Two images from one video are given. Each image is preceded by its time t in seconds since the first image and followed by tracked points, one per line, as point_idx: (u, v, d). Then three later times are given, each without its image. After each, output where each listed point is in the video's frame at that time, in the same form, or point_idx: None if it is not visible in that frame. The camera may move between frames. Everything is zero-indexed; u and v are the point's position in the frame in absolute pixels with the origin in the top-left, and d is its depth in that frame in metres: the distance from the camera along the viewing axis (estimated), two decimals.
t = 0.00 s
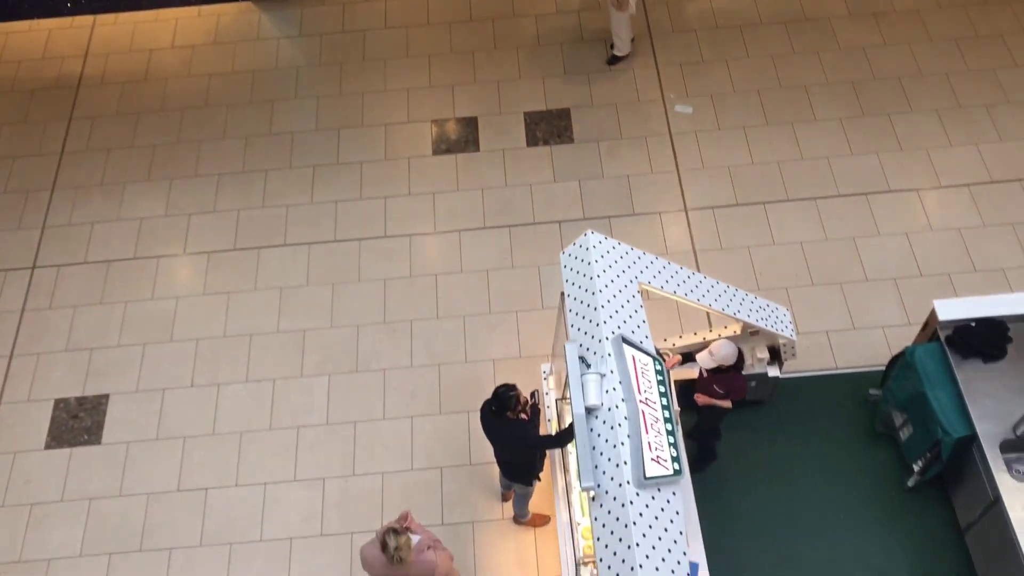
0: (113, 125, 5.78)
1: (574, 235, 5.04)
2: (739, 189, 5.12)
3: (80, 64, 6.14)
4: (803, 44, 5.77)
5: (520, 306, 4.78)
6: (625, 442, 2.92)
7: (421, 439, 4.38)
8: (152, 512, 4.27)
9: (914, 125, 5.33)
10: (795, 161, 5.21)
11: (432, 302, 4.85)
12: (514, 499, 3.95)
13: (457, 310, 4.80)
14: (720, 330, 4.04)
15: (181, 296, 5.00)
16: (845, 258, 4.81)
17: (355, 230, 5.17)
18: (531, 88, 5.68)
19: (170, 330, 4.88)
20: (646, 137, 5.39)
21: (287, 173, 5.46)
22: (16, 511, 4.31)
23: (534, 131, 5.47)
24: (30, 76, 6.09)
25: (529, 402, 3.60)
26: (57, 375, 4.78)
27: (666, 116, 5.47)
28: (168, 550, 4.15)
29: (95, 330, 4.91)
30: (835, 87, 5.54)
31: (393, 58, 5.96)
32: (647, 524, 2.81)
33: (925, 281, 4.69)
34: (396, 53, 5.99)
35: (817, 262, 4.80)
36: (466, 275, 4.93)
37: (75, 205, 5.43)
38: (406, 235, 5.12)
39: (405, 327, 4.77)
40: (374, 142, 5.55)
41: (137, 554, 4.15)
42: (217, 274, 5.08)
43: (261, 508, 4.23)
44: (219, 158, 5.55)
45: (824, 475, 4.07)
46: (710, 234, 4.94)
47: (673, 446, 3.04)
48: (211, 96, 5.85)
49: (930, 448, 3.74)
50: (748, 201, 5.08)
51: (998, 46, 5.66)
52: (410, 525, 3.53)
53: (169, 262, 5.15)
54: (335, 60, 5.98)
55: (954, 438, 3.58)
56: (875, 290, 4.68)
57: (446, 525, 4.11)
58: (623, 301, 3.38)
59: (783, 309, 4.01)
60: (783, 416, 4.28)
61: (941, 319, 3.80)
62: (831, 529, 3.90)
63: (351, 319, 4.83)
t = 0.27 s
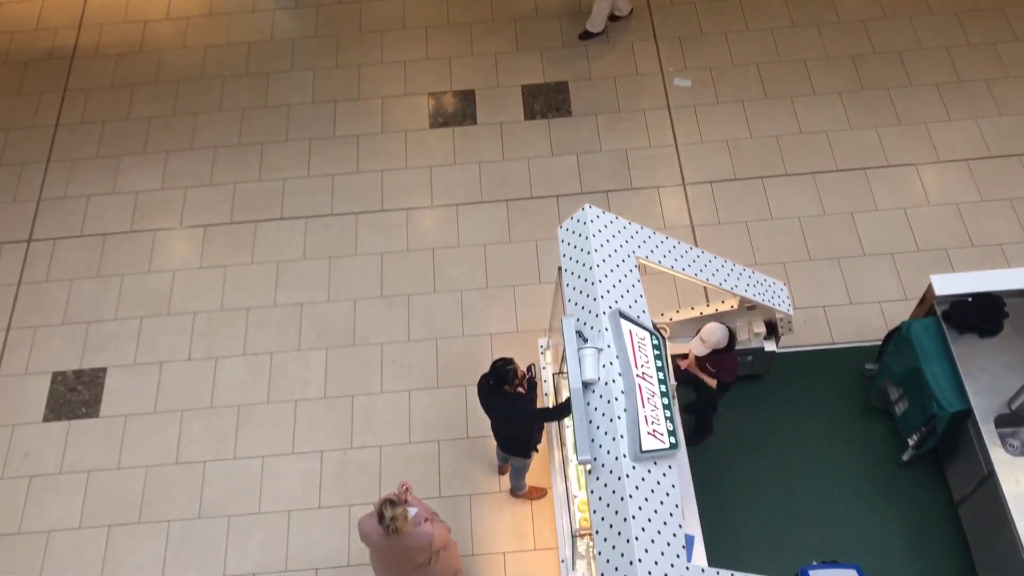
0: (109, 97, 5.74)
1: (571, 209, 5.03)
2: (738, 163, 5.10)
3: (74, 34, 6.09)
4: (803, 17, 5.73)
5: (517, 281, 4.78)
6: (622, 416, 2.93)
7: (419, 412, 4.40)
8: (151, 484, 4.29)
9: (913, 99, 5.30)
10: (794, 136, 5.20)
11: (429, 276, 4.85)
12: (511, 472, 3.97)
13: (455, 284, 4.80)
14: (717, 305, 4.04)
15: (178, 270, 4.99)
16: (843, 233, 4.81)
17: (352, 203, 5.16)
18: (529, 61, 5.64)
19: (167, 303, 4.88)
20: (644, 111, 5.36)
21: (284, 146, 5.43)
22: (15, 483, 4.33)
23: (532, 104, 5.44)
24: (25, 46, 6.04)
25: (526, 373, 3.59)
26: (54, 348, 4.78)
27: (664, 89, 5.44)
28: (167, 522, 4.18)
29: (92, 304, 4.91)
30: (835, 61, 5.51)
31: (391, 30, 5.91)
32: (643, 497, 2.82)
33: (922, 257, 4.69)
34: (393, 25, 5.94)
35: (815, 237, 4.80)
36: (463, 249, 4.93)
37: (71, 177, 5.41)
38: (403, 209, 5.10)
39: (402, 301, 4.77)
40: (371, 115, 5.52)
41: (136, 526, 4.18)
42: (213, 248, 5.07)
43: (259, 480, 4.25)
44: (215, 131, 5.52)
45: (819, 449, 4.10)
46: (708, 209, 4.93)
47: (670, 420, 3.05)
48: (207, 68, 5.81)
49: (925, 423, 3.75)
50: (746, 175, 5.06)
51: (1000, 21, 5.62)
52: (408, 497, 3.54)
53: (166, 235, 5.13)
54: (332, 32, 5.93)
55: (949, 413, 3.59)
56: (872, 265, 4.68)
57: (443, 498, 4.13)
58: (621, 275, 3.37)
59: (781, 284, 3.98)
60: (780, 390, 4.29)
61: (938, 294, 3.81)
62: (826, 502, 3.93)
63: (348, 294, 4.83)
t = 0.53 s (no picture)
0: (110, 74, 5.72)
1: (573, 190, 5.02)
2: (740, 147, 5.09)
3: (76, 10, 6.06)
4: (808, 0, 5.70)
5: (517, 262, 4.78)
6: (620, 398, 2.94)
7: (418, 392, 4.41)
8: (150, 460, 4.31)
9: (917, 85, 5.28)
10: (797, 120, 5.18)
11: (430, 256, 4.85)
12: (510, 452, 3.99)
13: (455, 265, 4.80)
14: (719, 288, 4.04)
15: (179, 248, 4.99)
16: (844, 218, 4.80)
17: (354, 183, 5.15)
18: (532, 42, 5.61)
19: (168, 281, 4.88)
20: (648, 94, 5.34)
21: (286, 125, 5.41)
22: (16, 458, 4.35)
23: (534, 86, 5.42)
24: (26, 21, 6.01)
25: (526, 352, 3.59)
26: (55, 324, 4.79)
27: (668, 72, 5.42)
28: (167, 499, 4.19)
29: (93, 281, 4.91)
30: (839, 45, 5.48)
31: (394, 9, 5.87)
32: (641, 479, 2.83)
33: (923, 243, 4.68)
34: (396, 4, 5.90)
35: (815, 222, 4.80)
36: (465, 230, 4.92)
37: (72, 153, 5.40)
38: (405, 189, 5.10)
39: (403, 282, 4.78)
40: (373, 94, 5.50)
41: (136, 502, 4.20)
42: (214, 226, 5.06)
43: (259, 458, 4.27)
44: (217, 109, 5.50)
45: (817, 433, 4.11)
46: (709, 192, 4.93)
47: (668, 403, 3.06)
48: (209, 45, 5.78)
49: (923, 408, 3.76)
50: (748, 159, 5.05)
51: (1005, 6, 5.60)
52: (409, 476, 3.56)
53: (166, 213, 5.13)
54: (335, 10, 5.90)
55: (947, 399, 3.60)
56: (873, 251, 4.68)
57: (442, 477, 4.15)
58: (622, 258, 3.38)
59: (781, 268, 3.99)
60: (779, 374, 4.31)
61: (938, 280, 3.81)
62: (823, 486, 3.95)
63: (349, 273, 4.83)
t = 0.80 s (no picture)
0: (120, 58, 5.72)
1: (581, 181, 5.01)
2: (750, 139, 5.08)
3: None
4: None
5: (525, 252, 4.78)
6: (626, 389, 2.94)
7: (424, 380, 4.42)
8: (156, 444, 4.33)
9: (929, 79, 5.26)
10: (808, 113, 5.16)
11: (438, 245, 4.85)
12: (514, 442, 4.00)
13: (463, 254, 4.80)
14: (726, 280, 4.04)
15: (188, 233, 5.00)
16: (853, 212, 4.79)
17: (362, 170, 5.15)
18: (543, 32, 5.60)
19: (176, 266, 4.89)
20: (658, 84, 5.32)
21: (295, 112, 5.41)
22: (24, 440, 4.37)
23: (544, 75, 5.41)
24: (37, 5, 6.02)
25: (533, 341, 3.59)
26: (63, 307, 4.81)
27: (678, 63, 5.40)
28: (173, 482, 4.21)
29: (101, 265, 4.93)
30: (851, 38, 5.46)
31: None
32: (646, 469, 2.83)
33: (933, 238, 4.67)
34: None
35: (825, 215, 4.78)
36: (472, 219, 4.92)
37: (82, 137, 5.41)
38: (413, 177, 5.10)
39: (410, 270, 4.78)
40: (383, 82, 5.49)
41: (142, 485, 4.22)
42: (223, 212, 5.07)
43: (265, 444, 4.29)
44: (226, 94, 5.50)
45: (822, 427, 4.11)
46: (718, 184, 4.91)
47: (675, 395, 3.06)
48: (219, 31, 5.78)
49: (929, 403, 3.75)
50: (758, 151, 5.04)
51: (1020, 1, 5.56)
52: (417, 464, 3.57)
53: (175, 198, 5.14)
54: None
55: (953, 394, 3.59)
56: (881, 245, 4.67)
57: (447, 466, 4.16)
58: (630, 249, 3.37)
59: (790, 261, 3.98)
60: (785, 368, 4.30)
61: (947, 275, 3.81)
62: (827, 480, 3.95)
63: (356, 261, 4.84)
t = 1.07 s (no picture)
0: (140, 55, 5.76)
1: (598, 181, 5.01)
2: (767, 141, 5.06)
3: None
4: None
5: (540, 251, 4.78)
6: (641, 389, 2.95)
7: (438, 378, 4.43)
8: (172, 438, 4.35)
9: (949, 82, 5.23)
10: (826, 115, 5.14)
11: (453, 243, 4.86)
12: (527, 440, 4.00)
13: (478, 252, 4.81)
14: (741, 282, 4.03)
15: (205, 229, 5.03)
16: (870, 215, 4.77)
17: (379, 168, 5.17)
18: (560, 31, 5.60)
19: (193, 261, 4.92)
20: (675, 85, 5.32)
21: (313, 110, 5.43)
22: (41, 432, 4.41)
23: (561, 75, 5.41)
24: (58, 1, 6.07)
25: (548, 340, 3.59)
26: (82, 301, 4.85)
27: (696, 64, 5.39)
28: (188, 476, 4.24)
29: (119, 260, 4.96)
30: (870, 41, 5.43)
31: None
32: (659, 470, 2.84)
33: (950, 242, 4.64)
34: None
35: (842, 218, 4.76)
36: (488, 218, 4.93)
37: (101, 133, 5.45)
38: (429, 176, 5.11)
39: (425, 268, 4.79)
40: (400, 81, 5.51)
41: (158, 479, 4.24)
42: (240, 208, 5.10)
43: (279, 439, 4.31)
44: (245, 92, 5.53)
45: (837, 430, 4.09)
46: (735, 186, 4.90)
47: (689, 396, 3.06)
48: (238, 28, 5.81)
49: (945, 408, 3.73)
50: (775, 153, 5.02)
51: None
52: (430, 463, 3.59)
53: (193, 194, 5.17)
54: None
55: (969, 400, 3.57)
56: (898, 248, 4.64)
57: (460, 464, 4.17)
58: (645, 249, 3.37)
59: (806, 263, 3.96)
60: (800, 370, 4.29)
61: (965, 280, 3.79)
62: (841, 483, 3.93)
63: (372, 258, 4.85)
